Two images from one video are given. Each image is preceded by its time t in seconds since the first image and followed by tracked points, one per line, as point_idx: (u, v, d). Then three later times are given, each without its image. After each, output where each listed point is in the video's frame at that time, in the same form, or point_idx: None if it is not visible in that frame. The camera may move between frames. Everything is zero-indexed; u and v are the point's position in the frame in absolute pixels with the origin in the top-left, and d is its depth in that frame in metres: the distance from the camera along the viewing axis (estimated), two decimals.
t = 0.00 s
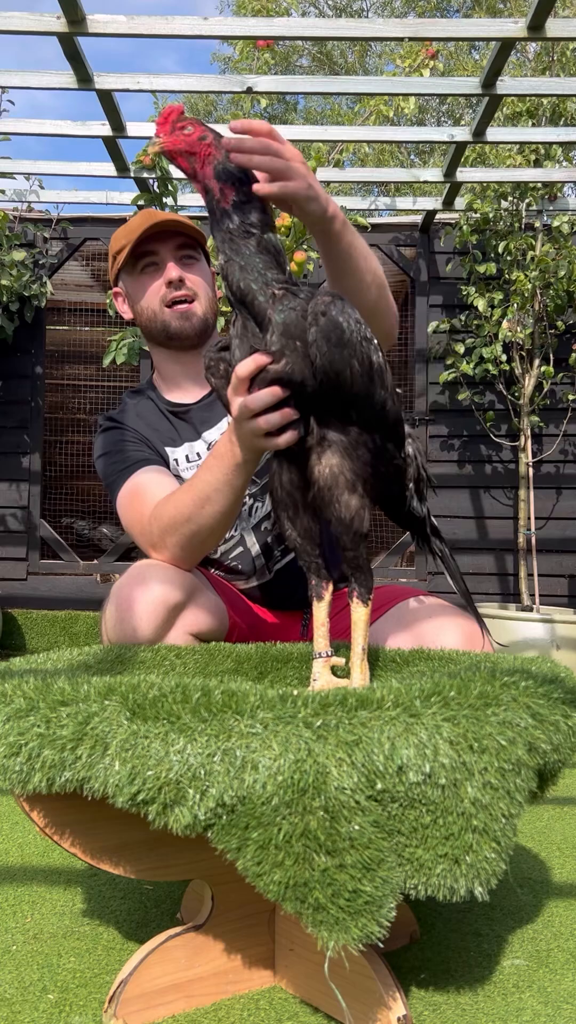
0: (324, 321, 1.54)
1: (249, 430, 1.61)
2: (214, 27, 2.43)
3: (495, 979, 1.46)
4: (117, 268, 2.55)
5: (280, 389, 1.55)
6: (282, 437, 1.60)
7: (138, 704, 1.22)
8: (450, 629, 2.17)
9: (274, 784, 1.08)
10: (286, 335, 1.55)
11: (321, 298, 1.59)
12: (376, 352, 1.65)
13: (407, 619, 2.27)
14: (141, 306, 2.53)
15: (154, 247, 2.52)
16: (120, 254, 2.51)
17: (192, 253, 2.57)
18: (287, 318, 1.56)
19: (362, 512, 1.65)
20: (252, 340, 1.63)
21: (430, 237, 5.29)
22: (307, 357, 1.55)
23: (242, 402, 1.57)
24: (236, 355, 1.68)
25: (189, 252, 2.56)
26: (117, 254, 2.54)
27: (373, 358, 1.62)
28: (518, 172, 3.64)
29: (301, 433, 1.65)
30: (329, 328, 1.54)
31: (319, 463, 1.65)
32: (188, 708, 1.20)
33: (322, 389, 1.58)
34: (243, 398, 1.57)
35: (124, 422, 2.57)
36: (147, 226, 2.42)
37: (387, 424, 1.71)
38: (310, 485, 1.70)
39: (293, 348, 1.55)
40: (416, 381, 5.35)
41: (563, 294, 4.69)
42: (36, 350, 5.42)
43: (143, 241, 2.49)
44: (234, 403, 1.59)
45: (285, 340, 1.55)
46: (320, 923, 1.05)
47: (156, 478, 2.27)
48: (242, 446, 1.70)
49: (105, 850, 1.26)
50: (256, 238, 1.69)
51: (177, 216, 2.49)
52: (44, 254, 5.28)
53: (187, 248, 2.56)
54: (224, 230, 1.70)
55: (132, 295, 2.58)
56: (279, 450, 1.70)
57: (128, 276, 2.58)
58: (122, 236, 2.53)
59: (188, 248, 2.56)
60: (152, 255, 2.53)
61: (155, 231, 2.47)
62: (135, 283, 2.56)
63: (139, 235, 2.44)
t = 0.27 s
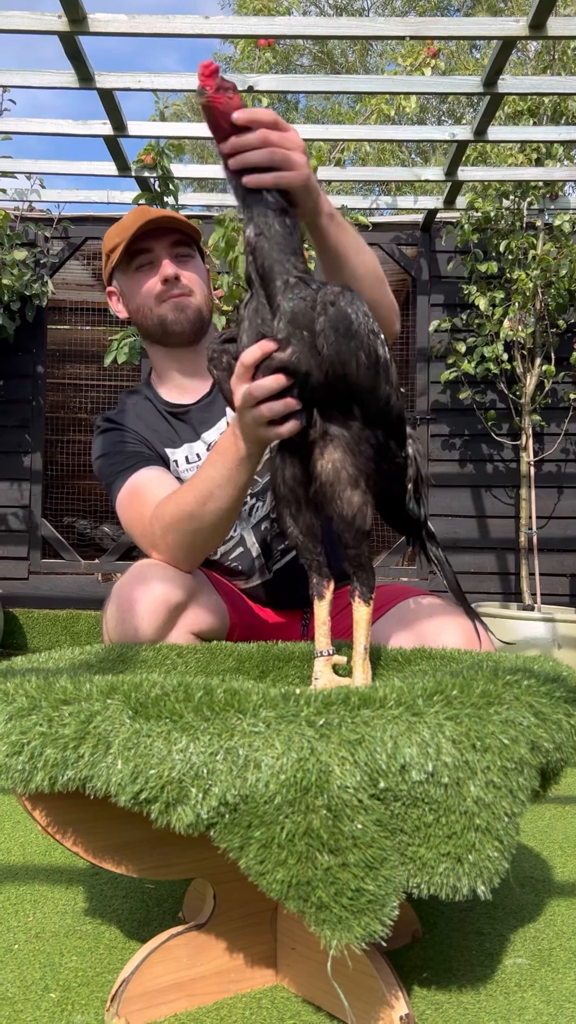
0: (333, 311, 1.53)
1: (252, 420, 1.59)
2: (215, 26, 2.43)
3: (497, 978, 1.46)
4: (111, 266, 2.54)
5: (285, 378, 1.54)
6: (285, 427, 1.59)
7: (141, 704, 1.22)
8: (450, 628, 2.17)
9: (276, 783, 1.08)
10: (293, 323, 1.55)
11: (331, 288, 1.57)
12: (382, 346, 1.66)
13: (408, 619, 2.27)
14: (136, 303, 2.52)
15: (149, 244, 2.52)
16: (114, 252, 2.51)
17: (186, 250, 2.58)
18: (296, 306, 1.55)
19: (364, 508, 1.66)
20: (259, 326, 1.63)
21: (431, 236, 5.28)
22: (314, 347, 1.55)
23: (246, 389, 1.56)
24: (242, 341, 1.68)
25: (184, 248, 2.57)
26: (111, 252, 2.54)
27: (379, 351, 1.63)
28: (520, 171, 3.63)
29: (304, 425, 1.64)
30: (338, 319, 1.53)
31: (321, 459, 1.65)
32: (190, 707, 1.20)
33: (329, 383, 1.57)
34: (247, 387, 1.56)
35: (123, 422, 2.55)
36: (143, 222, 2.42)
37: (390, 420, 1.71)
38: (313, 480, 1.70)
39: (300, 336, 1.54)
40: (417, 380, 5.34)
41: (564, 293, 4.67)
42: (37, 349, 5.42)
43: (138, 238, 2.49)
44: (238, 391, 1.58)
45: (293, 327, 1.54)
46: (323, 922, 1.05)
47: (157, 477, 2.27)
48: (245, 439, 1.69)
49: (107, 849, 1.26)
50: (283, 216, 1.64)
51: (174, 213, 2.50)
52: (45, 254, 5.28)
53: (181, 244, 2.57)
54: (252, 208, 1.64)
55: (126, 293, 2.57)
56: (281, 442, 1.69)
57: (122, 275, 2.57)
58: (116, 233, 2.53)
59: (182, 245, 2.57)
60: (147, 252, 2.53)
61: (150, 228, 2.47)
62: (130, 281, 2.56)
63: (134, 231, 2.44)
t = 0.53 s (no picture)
0: (332, 298, 1.54)
1: (251, 408, 1.57)
2: (216, 23, 2.42)
3: (498, 975, 1.46)
4: (104, 268, 2.55)
5: (283, 365, 1.54)
6: (283, 415, 1.58)
7: (141, 700, 1.22)
8: (451, 625, 2.16)
9: (277, 778, 1.07)
10: (292, 309, 1.55)
11: (331, 276, 1.57)
12: (381, 336, 1.66)
13: (409, 616, 2.26)
14: (130, 303, 2.53)
15: (140, 243, 2.54)
16: (106, 253, 2.52)
17: (177, 247, 2.60)
18: (295, 292, 1.55)
19: (362, 501, 1.66)
20: (260, 313, 1.63)
21: (432, 234, 5.27)
22: (312, 334, 1.55)
23: (244, 377, 1.54)
24: (244, 329, 1.67)
25: (175, 247, 2.59)
26: (102, 254, 2.55)
27: (378, 340, 1.63)
28: (521, 168, 3.63)
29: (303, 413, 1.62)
30: (336, 306, 1.54)
31: (320, 452, 1.65)
32: (190, 703, 1.20)
33: (327, 371, 1.59)
34: (245, 374, 1.55)
35: (120, 421, 2.54)
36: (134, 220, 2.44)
37: (389, 411, 1.71)
38: (312, 473, 1.69)
39: (298, 323, 1.54)
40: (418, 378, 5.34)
41: (565, 291, 4.66)
42: (37, 348, 5.42)
43: (129, 237, 2.51)
44: (236, 379, 1.57)
45: (291, 313, 1.54)
46: (324, 918, 1.05)
47: (157, 474, 2.26)
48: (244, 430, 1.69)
49: (108, 845, 1.26)
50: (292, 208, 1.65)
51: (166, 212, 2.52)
52: (46, 253, 5.28)
53: (172, 242, 2.59)
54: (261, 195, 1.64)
55: (120, 294, 2.57)
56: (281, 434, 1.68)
57: (114, 276, 2.58)
58: (107, 234, 2.54)
59: (173, 243, 2.59)
60: (139, 251, 2.55)
61: (141, 226, 2.49)
62: (123, 281, 2.56)
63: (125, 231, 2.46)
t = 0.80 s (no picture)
0: (333, 298, 1.54)
1: (250, 408, 1.58)
2: (216, 22, 2.41)
3: (499, 974, 1.46)
4: (98, 273, 2.56)
5: (283, 365, 1.55)
6: (282, 414, 1.58)
7: (141, 700, 1.22)
8: (451, 625, 2.16)
9: (277, 778, 1.07)
10: (293, 309, 1.55)
11: (333, 276, 1.57)
12: (382, 337, 1.66)
13: (409, 615, 2.26)
14: (124, 308, 2.53)
15: (132, 247, 2.54)
16: (99, 259, 2.53)
17: (169, 250, 2.60)
18: (296, 292, 1.55)
19: (363, 499, 1.66)
20: (260, 312, 1.62)
21: (433, 233, 5.28)
22: (313, 334, 1.55)
23: (244, 377, 1.55)
24: (243, 329, 1.66)
25: (167, 250, 2.59)
26: (96, 260, 2.57)
27: (378, 340, 1.63)
28: (521, 167, 3.62)
29: (303, 413, 1.62)
30: (338, 306, 1.54)
31: (320, 451, 1.65)
32: (190, 702, 1.20)
33: (329, 371, 1.59)
34: (245, 374, 1.55)
35: (119, 422, 2.54)
36: (124, 223, 2.45)
37: (389, 410, 1.71)
38: (312, 472, 1.69)
39: (299, 324, 1.54)
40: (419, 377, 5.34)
41: (566, 289, 4.65)
42: (38, 347, 5.42)
43: (121, 241, 2.52)
44: (236, 378, 1.57)
45: (292, 313, 1.55)
46: (324, 917, 1.05)
47: (157, 474, 2.27)
48: (244, 429, 1.69)
49: (107, 845, 1.26)
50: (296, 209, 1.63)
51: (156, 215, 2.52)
52: (47, 252, 5.27)
53: (165, 245, 2.59)
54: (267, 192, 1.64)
55: (114, 298, 2.58)
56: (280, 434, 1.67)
57: (109, 281, 2.59)
58: (99, 240, 2.55)
59: (165, 245, 2.59)
60: (131, 255, 2.55)
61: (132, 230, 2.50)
62: (117, 286, 2.57)
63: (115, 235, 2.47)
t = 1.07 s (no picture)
0: (343, 303, 1.54)
1: (256, 409, 1.57)
2: (217, 21, 2.41)
3: (500, 973, 1.46)
4: (95, 275, 2.57)
5: (290, 367, 1.54)
6: (289, 417, 1.58)
7: (143, 699, 1.22)
8: (453, 624, 2.16)
9: (278, 777, 1.07)
10: (302, 313, 1.55)
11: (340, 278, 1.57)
12: (390, 341, 1.67)
13: (410, 614, 2.26)
14: (122, 310, 2.55)
15: (130, 248, 2.55)
16: (96, 261, 2.54)
17: (167, 251, 2.61)
18: (305, 296, 1.56)
19: (370, 500, 1.65)
20: (268, 315, 1.62)
21: (434, 232, 5.28)
22: (322, 338, 1.55)
23: (251, 379, 1.53)
24: (250, 330, 1.66)
25: (165, 250, 2.60)
26: (93, 262, 2.57)
27: (387, 344, 1.64)
28: (522, 166, 3.62)
29: (310, 415, 1.63)
30: (348, 310, 1.54)
31: (328, 452, 1.64)
32: (192, 702, 1.20)
33: (338, 376, 1.59)
34: (252, 374, 1.54)
35: (120, 422, 2.55)
36: (121, 226, 2.45)
37: (396, 415, 1.73)
38: (318, 472, 1.69)
39: (308, 326, 1.55)
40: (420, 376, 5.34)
41: (567, 288, 4.66)
42: (39, 346, 5.42)
43: (118, 243, 2.53)
44: (242, 380, 1.56)
45: (301, 317, 1.55)
46: (325, 916, 1.05)
47: (160, 475, 2.27)
48: (249, 430, 1.69)
49: (109, 844, 1.26)
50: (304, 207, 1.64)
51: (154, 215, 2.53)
52: (47, 251, 5.27)
53: (162, 245, 2.60)
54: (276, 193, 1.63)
55: (113, 300, 2.60)
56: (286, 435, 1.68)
57: (107, 283, 2.60)
58: (96, 242, 2.56)
59: (163, 246, 2.60)
60: (129, 257, 2.56)
61: (129, 232, 2.51)
62: (116, 287, 2.58)
63: (113, 237, 2.48)
